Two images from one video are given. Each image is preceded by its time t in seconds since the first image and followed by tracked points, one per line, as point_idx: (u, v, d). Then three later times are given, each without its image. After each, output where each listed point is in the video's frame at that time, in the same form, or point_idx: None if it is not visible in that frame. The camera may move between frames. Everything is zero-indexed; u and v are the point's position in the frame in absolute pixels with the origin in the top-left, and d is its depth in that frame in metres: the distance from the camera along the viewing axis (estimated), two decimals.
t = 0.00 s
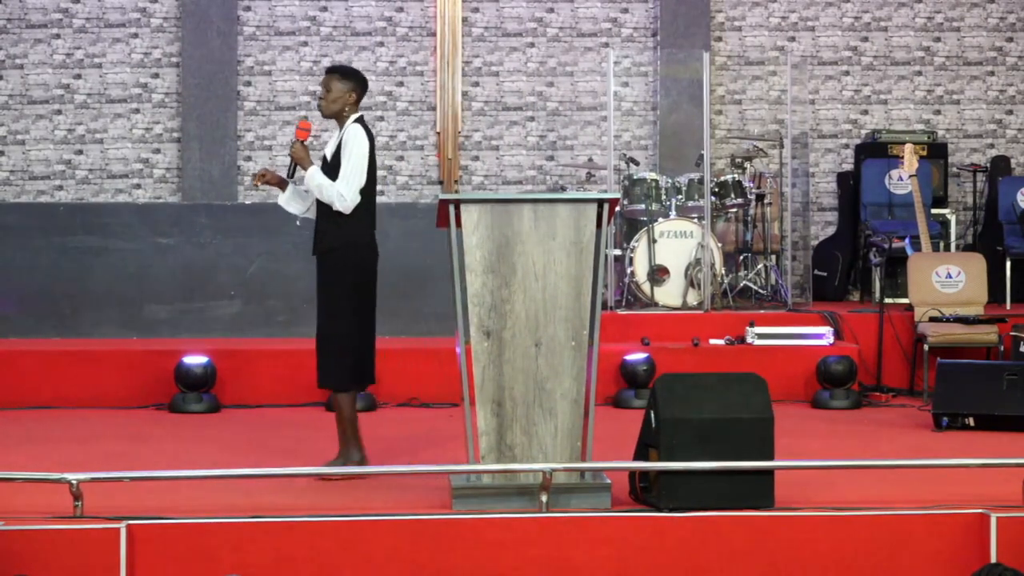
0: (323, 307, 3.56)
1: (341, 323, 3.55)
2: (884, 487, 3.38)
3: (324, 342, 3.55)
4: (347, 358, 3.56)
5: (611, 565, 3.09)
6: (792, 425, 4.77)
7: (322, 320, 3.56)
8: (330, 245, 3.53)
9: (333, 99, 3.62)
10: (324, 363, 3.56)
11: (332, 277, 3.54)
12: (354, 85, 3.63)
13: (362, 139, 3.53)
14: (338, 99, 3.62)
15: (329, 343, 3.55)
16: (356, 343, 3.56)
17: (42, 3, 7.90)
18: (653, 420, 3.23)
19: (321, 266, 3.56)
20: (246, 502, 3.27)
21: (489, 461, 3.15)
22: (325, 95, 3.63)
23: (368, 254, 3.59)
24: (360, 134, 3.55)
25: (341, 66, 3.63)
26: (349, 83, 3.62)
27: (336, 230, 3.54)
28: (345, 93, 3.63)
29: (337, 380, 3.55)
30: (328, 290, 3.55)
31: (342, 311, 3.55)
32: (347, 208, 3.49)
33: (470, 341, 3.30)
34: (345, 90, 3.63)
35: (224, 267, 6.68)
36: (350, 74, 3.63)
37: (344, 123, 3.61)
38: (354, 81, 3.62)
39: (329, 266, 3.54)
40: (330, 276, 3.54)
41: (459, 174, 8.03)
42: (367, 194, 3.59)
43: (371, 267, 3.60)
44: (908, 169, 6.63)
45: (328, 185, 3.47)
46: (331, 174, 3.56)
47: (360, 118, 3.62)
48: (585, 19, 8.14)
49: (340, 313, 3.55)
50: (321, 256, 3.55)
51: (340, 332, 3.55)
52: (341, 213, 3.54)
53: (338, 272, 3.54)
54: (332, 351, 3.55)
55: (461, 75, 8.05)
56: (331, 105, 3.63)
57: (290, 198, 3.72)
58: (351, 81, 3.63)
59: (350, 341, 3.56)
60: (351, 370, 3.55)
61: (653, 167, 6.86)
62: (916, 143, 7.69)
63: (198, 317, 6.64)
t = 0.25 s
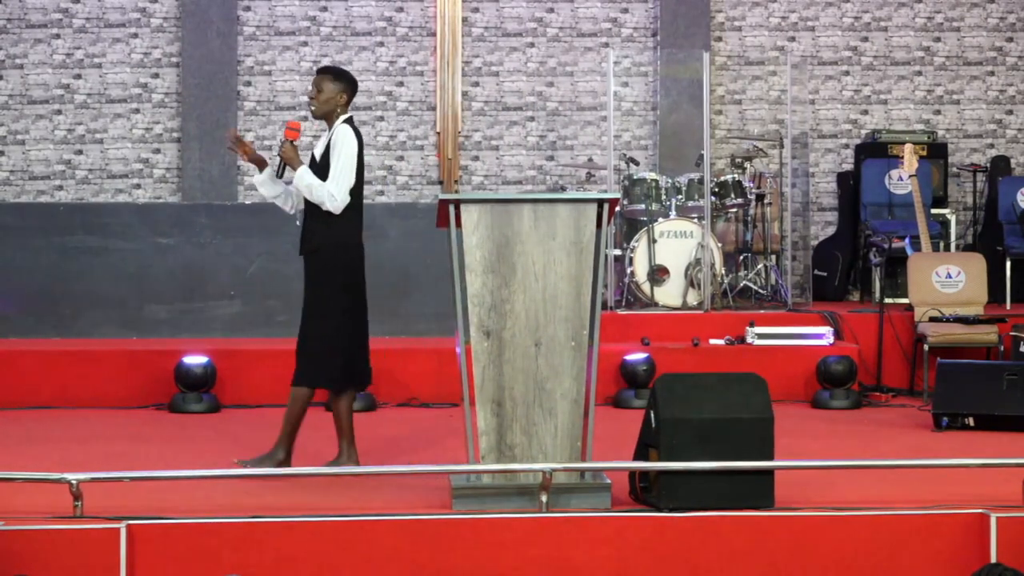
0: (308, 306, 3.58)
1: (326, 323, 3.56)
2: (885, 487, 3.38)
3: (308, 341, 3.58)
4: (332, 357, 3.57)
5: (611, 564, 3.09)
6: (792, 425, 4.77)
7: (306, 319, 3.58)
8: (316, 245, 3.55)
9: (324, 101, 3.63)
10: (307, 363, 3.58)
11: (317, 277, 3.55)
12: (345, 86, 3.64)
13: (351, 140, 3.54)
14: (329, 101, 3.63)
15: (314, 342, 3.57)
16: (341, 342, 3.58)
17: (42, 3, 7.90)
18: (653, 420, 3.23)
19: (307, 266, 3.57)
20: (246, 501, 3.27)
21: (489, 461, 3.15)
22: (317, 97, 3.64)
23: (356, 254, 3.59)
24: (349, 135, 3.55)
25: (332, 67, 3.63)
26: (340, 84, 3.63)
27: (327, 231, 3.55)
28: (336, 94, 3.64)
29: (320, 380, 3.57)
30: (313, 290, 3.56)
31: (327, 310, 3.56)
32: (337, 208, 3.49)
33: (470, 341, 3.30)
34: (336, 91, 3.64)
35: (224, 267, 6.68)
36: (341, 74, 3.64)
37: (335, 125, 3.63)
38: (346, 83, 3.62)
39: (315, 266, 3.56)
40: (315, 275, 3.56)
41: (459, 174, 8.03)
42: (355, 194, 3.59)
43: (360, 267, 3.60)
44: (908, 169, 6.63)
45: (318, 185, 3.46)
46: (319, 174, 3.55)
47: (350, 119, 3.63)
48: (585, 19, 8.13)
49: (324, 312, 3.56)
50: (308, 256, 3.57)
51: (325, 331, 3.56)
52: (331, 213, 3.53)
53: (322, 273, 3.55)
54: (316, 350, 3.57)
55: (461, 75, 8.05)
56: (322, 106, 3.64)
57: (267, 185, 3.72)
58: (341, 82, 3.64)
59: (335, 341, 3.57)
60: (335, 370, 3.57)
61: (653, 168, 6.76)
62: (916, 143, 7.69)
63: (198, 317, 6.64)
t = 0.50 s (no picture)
0: (287, 310, 3.58)
1: (306, 325, 3.58)
2: (885, 487, 3.38)
3: (287, 344, 3.57)
4: (314, 359, 3.58)
5: (611, 564, 3.09)
6: (792, 425, 4.77)
7: (285, 323, 3.58)
8: (295, 247, 3.57)
9: (304, 106, 3.63)
10: (287, 366, 3.57)
11: (296, 279, 3.57)
12: (325, 90, 3.63)
13: (329, 145, 3.54)
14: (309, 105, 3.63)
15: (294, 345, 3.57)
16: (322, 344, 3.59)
17: (42, 2, 7.90)
18: (653, 420, 3.23)
19: (285, 270, 3.59)
20: (247, 502, 3.27)
21: (489, 461, 3.15)
22: (296, 102, 3.63)
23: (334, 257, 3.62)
24: (328, 140, 3.55)
25: (309, 70, 3.62)
26: (319, 87, 3.62)
27: (304, 235, 3.57)
28: (315, 99, 3.63)
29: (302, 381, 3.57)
30: (292, 293, 3.58)
31: (306, 312, 3.58)
32: (311, 214, 3.50)
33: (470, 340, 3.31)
34: (315, 95, 3.63)
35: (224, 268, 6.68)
36: (319, 77, 3.62)
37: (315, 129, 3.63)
38: (326, 86, 3.62)
39: (294, 268, 3.57)
40: (294, 277, 3.57)
41: (459, 174, 8.04)
42: (332, 199, 3.60)
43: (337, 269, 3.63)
44: (908, 169, 6.63)
45: (294, 190, 3.47)
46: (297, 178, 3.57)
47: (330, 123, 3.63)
48: (585, 19, 8.13)
49: (303, 315, 3.58)
50: (286, 259, 3.59)
51: (305, 333, 3.57)
52: (306, 218, 3.54)
53: (302, 274, 3.57)
54: (297, 353, 3.57)
55: (461, 75, 8.05)
56: (303, 111, 3.64)
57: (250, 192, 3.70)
58: (320, 85, 3.63)
59: (315, 343, 3.58)
60: (317, 371, 3.58)
61: (653, 168, 6.87)
62: (916, 143, 7.69)
63: (198, 317, 6.64)
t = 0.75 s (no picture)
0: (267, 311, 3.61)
1: (286, 325, 3.61)
2: (887, 487, 3.37)
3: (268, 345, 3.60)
4: (295, 360, 3.61)
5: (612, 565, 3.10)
6: (793, 425, 4.77)
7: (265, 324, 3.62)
8: (275, 248, 3.60)
9: (281, 106, 3.66)
10: (268, 367, 3.59)
11: (275, 280, 3.60)
12: (303, 89, 3.66)
13: (307, 145, 3.57)
14: (286, 105, 3.65)
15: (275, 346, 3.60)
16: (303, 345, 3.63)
17: (44, 3, 7.90)
18: (655, 419, 3.23)
19: (265, 270, 3.62)
20: (248, 502, 3.27)
21: (491, 461, 3.15)
22: (273, 101, 3.67)
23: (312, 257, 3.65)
24: (305, 140, 3.58)
25: (286, 70, 3.64)
26: (296, 87, 3.65)
27: (276, 233, 3.61)
28: (293, 98, 3.66)
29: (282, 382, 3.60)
30: (272, 294, 3.60)
31: (285, 313, 3.61)
32: (288, 215, 3.54)
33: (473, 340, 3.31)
34: (292, 95, 3.65)
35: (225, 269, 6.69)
36: (297, 77, 3.65)
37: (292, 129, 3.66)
38: (302, 86, 3.64)
39: (274, 269, 3.60)
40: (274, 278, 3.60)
41: (460, 174, 8.05)
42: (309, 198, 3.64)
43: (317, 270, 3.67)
44: (908, 169, 6.64)
45: (271, 191, 3.52)
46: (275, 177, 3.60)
47: (309, 123, 3.66)
48: (587, 20, 8.13)
49: (283, 315, 3.61)
50: (266, 258, 3.61)
51: (286, 335, 3.61)
52: (282, 219, 3.58)
53: (282, 275, 3.60)
54: (277, 355, 3.60)
55: (463, 75, 8.04)
56: (280, 111, 3.67)
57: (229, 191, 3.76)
58: (298, 85, 3.65)
59: (296, 344, 3.62)
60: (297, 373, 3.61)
61: (656, 168, 6.84)
62: (918, 143, 7.68)
63: (198, 317, 6.64)
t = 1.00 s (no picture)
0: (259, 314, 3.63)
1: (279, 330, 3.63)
2: (904, 488, 3.37)
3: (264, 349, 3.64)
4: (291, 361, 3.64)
5: (628, 565, 3.09)
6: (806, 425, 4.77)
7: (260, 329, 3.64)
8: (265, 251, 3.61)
9: (268, 103, 3.72)
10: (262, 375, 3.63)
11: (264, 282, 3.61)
12: (289, 86, 3.70)
13: (292, 141, 3.61)
14: (272, 104, 3.71)
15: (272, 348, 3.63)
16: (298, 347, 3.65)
17: (60, 3, 7.77)
18: (670, 420, 3.22)
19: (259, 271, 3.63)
20: (263, 501, 3.27)
21: (506, 461, 3.16)
22: (261, 100, 3.72)
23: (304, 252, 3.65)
24: (292, 138, 3.62)
25: (272, 68, 3.69)
26: (281, 84, 3.69)
27: (268, 234, 3.61)
28: (279, 97, 3.71)
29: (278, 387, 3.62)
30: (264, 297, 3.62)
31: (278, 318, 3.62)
32: (277, 214, 3.59)
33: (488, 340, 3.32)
34: (279, 93, 3.71)
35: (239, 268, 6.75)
36: (283, 75, 3.69)
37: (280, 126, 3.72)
38: (288, 84, 3.69)
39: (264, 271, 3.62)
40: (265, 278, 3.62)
41: (476, 174, 7.85)
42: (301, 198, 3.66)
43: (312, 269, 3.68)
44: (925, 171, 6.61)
45: (259, 189, 3.56)
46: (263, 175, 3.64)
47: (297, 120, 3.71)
48: (602, 20, 7.94)
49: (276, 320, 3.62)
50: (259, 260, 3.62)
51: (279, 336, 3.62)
52: (271, 218, 3.62)
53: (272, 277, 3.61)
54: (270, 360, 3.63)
55: (478, 75, 7.87)
56: (268, 109, 3.73)
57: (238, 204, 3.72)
58: (285, 83, 3.70)
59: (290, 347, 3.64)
60: (294, 376, 3.63)
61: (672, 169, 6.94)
62: (933, 143, 7.68)
63: (214, 316, 6.71)
